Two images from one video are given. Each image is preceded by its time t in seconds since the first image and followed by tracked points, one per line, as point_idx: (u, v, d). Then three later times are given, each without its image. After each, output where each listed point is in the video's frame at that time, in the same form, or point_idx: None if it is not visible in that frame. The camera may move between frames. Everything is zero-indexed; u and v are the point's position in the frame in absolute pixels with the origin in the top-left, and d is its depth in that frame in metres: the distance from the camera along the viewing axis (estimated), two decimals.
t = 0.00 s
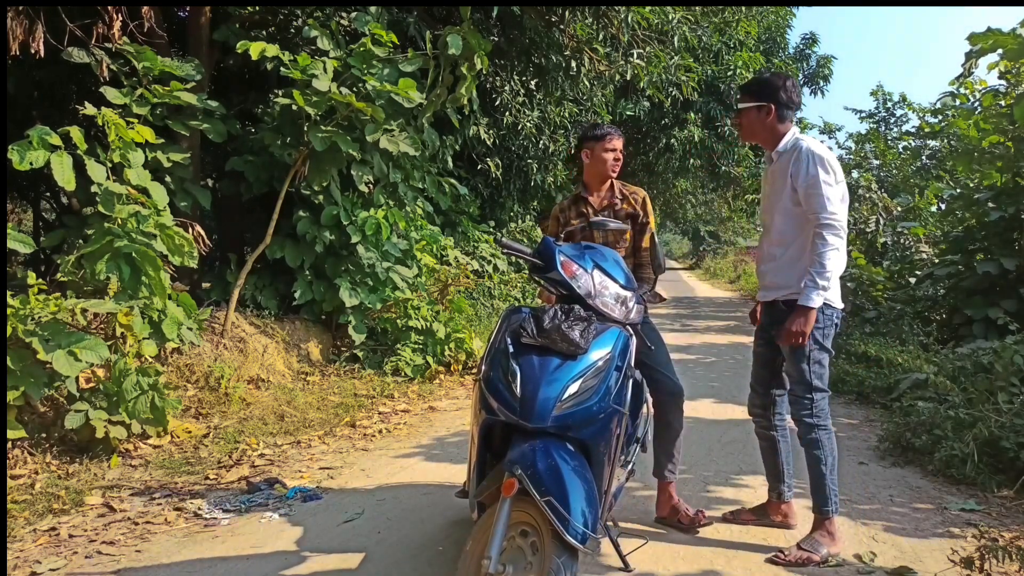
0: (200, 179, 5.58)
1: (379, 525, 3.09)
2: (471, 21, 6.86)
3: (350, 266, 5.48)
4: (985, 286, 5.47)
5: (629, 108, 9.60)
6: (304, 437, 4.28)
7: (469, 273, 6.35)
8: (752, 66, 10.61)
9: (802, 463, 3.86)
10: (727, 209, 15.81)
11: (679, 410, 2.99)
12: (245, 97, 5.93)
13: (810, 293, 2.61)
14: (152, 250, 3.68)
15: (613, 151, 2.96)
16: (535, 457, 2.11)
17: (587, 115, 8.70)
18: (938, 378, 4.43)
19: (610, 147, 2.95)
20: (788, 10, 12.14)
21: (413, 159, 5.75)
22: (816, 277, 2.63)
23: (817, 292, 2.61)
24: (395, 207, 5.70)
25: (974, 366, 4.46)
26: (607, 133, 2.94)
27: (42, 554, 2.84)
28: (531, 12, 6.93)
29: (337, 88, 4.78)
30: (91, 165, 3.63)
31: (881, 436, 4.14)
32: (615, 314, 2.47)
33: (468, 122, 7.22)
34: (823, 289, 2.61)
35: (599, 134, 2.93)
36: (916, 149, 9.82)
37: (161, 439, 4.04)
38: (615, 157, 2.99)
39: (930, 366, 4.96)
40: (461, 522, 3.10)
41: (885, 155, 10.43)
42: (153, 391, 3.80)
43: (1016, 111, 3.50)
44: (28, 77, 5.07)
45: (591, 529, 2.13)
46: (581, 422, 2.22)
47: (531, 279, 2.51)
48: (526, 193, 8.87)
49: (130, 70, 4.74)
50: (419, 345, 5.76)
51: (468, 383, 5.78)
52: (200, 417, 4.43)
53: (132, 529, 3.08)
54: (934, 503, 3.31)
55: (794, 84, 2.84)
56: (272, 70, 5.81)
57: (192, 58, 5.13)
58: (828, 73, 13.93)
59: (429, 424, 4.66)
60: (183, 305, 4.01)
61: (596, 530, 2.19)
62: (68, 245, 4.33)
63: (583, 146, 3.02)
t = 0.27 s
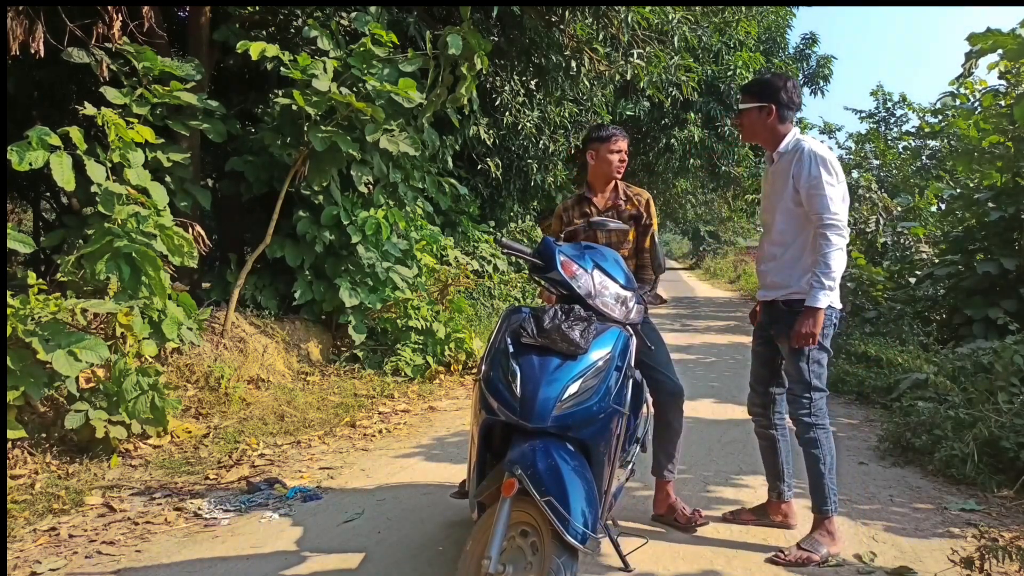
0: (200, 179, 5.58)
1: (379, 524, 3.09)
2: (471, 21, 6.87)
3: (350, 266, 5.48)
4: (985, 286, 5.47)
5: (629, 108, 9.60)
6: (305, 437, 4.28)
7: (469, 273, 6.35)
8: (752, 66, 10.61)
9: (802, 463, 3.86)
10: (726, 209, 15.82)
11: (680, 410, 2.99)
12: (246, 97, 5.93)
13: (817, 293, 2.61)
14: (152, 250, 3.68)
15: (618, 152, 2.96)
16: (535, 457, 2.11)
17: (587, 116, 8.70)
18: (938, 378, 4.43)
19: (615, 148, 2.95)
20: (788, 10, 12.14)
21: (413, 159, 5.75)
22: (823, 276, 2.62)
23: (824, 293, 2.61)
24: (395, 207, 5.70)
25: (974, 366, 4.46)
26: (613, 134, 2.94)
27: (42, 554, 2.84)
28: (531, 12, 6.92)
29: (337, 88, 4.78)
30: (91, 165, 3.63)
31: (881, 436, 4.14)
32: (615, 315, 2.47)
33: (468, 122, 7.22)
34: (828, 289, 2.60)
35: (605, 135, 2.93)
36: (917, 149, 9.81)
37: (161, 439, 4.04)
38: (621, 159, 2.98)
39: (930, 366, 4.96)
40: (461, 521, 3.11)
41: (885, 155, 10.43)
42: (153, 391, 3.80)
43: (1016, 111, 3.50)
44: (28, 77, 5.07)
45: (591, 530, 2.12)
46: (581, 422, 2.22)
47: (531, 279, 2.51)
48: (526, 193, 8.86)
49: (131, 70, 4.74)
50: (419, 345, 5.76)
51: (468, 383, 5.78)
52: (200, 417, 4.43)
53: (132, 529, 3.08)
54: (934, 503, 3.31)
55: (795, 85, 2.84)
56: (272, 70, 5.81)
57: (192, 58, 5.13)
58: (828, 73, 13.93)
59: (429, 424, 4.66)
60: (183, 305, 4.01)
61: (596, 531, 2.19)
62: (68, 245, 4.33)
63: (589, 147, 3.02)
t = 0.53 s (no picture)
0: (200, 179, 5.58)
1: (379, 524, 3.09)
2: (471, 21, 6.87)
3: (350, 266, 5.48)
4: (985, 286, 5.47)
5: (629, 108, 9.61)
6: (305, 437, 4.28)
7: (469, 273, 6.35)
8: (752, 66, 10.60)
9: (802, 463, 3.86)
10: (725, 209, 15.81)
11: (680, 409, 2.99)
12: (246, 97, 5.93)
13: (813, 294, 2.61)
14: (152, 250, 3.68)
15: (622, 152, 2.97)
16: (535, 457, 2.11)
17: (587, 115, 8.70)
18: (938, 378, 4.43)
19: (618, 149, 2.96)
20: (788, 10, 12.14)
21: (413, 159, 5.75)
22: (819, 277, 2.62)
23: (820, 294, 2.61)
24: (395, 207, 5.70)
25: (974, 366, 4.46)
26: (616, 135, 2.95)
27: (42, 554, 2.84)
28: (531, 12, 6.92)
29: (337, 88, 4.78)
30: (91, 165, 3.63)
31: (881, 436, 4.14)
32: (615, 314, 2.47)
33: (468, 122, 7.22)
34: (824, 290, 2.61)
35: (608, 136, 2.94)
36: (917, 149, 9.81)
37: (161, 439, 4.04)
38: (624, 160, 2.99)
39: (930, 366, 4.96)
40: (461, 521, 3.10)
41: (885, 155, 10.44)
42: (153, 391, 3.80)
43: (1016, 111, 3.50)
44: (28, 77, 5.07)
45: (591, 530, 2.12)
46: (581, 422, 2.22)
47: (531, 279, 2.51)
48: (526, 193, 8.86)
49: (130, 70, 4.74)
50: (419, 345, 5.76)
51: (468, 383, 5.78)
52: (200, 417, 4.43)
53: (132, 529, 3.08)
54: (934, 503, 3.31)
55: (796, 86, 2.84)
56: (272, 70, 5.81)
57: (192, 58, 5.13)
58: (828, 73, 13.94)
59: (429, 424, 4.66)
60: (183, 305, 4.01)
61: (597, 531, 2.18)
62: (68, 245, 4.33)
63: (592, 148, 3.03)
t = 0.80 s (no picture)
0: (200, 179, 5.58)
1: (379, 525, 3.09)
2: (471, 21, 6.86)
3: (350, 266, 5.49)
4: (985, 286, 5.47)
5: (629, 108, 9.62)
6: (305, 437, 4.28)
7: (469, 273, 6.35)
8: (752, 66, 10.60)
9: (802, 463, 3.86)
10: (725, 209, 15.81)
11: (680, 409, 2.99)
12: (246, 97, 5.93)
13: (804, 293, 2.61)
14: (152, 251, 3.68)
15: (624, 154, 2.97)
16: (535, 457, 2.11)
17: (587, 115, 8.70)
18: (938, 378, 4.43)
19: (620, 151, 2.96)
20: (788, 10, 12.13)
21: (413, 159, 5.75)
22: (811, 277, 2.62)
23: (811, 292, 2.61)
24: (395, 207, 5.70)
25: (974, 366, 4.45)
26: (617, 136, 2.95)
27: (42, 554, 2.84)
28: (531, 12, 6.91)
29: (337, 88, 4.78)
30: (91, 165, 3.63)
31: (881, 436, 4.14)
32: (615, 315, 2.47)
33: (468, 122, 7.22)
34: (815, 289, 2.61)
35: (610, 137, 2.94)
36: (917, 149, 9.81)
37: (161, 439, 4.04)
38: (626, 162, 2.99)
39: (930, 366, 4.96)
40: (462, 521, 3.10)
41: (885, 155, 10.44)
42: (153, 391, 3.80)
43: (1016, 111, 3.50)
44: (28, 77, 5.07)
45: (592, 529, 2.12)
46: (581, 422, 2.22)
47: (531, 279, 2.51)
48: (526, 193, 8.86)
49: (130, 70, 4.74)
50: (419, 345, 5.77)
51: (468, 383, 5.78)
52: (200, 417, 4.43)
53: (132, 529, 3.08)
54: (934, 503, 3.31)
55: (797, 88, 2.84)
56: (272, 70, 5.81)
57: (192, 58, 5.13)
58: (828, 73, 13.93)
59: (429, 424, 4.66)
60: (183, 305, 4.01)
61: (597, 531, 2.18)
62: (67, 245, 4.33)
63: (594, 149, 3.03)
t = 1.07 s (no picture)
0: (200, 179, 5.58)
1: (379, 525, 3.09)
2: (471, 21, 6.86)
3: (350, 266, 5.49)
4: (985, 286, 5.47)
5: (629, 108, 9.62)
6: (305, 437, 4.28)
7: (469, 273, 6.35)
8: (752, 66, 10.60)
9: (802, 463, 3.86)
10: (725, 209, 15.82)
11: (680, 409, 2.99)
12: (245, 97, 5.94)
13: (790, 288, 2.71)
14: (152, 251, 3.68)
15: (624, 156, 2.98)
16: (535, 457, 2.11)
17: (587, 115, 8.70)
18: (938, 378, 4.43)
19: (620, 153, 2.97)
20: (788, 10, 12.13)
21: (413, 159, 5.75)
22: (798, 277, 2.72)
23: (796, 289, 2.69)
24: (395, 207, 5.70)
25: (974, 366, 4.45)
26: (617, 137, 2.96)
27: (42, 554, 2.84)
28: (531, 12, 6.90)
29: (337, 88, 4.78)
30: (91, 165, 3.63)
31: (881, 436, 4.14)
32: (615, 315, 2.47)
33: (468, 122, 7.22)
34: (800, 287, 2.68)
35: (610, 138, 2.95)
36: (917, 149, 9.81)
37: (161, 439, 4.04)
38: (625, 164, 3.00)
39: (930, 366, 4.96)
40: (462, 521, 3.10)
41: (885, 155, 10.44)
42: (153, 391, 3.80)
43: (1016, 111, 3.50)
44: (28, 77, 5.07)
45: (592, 529, 2.12)
46: (581, 422, 2.22)
47: (531, 279, 2.51)
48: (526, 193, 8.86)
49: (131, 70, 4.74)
50: (419, 345, 5.77)
51: (468, 383, 5.77)
52: (200, 417, 4.43)
53: (132, 529, 3.08)
54: (934, 503, 3.31)
55: (785, 94, 2.84)
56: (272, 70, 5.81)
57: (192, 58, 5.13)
58: (828, 73, 13.93)
59: (429, 424, 4.65)
60: (183, 305, 4.01)
61: (597, 531, 2.18)
62: (67, 245, 4.33)
63: (593, 150, 3.05)
